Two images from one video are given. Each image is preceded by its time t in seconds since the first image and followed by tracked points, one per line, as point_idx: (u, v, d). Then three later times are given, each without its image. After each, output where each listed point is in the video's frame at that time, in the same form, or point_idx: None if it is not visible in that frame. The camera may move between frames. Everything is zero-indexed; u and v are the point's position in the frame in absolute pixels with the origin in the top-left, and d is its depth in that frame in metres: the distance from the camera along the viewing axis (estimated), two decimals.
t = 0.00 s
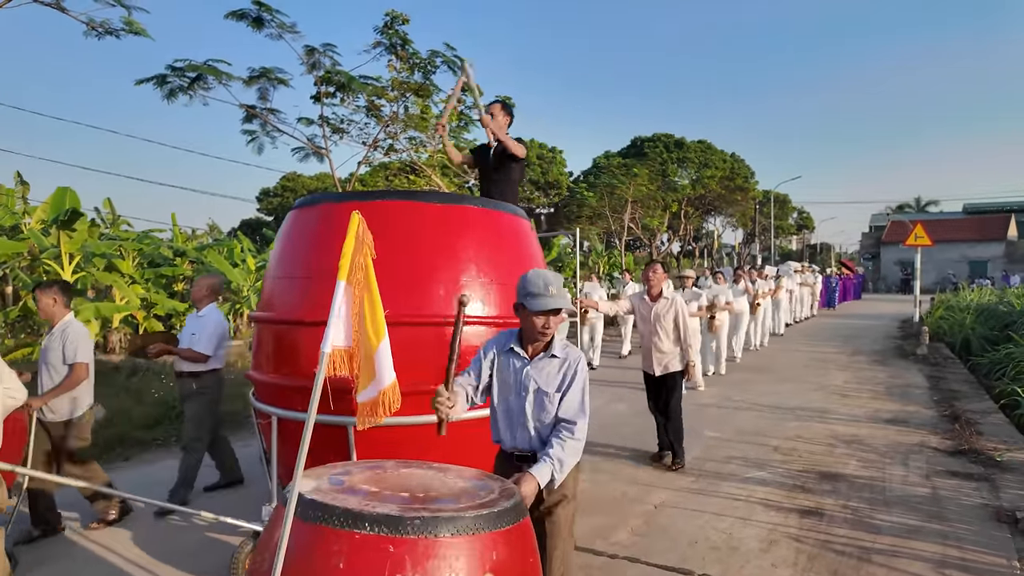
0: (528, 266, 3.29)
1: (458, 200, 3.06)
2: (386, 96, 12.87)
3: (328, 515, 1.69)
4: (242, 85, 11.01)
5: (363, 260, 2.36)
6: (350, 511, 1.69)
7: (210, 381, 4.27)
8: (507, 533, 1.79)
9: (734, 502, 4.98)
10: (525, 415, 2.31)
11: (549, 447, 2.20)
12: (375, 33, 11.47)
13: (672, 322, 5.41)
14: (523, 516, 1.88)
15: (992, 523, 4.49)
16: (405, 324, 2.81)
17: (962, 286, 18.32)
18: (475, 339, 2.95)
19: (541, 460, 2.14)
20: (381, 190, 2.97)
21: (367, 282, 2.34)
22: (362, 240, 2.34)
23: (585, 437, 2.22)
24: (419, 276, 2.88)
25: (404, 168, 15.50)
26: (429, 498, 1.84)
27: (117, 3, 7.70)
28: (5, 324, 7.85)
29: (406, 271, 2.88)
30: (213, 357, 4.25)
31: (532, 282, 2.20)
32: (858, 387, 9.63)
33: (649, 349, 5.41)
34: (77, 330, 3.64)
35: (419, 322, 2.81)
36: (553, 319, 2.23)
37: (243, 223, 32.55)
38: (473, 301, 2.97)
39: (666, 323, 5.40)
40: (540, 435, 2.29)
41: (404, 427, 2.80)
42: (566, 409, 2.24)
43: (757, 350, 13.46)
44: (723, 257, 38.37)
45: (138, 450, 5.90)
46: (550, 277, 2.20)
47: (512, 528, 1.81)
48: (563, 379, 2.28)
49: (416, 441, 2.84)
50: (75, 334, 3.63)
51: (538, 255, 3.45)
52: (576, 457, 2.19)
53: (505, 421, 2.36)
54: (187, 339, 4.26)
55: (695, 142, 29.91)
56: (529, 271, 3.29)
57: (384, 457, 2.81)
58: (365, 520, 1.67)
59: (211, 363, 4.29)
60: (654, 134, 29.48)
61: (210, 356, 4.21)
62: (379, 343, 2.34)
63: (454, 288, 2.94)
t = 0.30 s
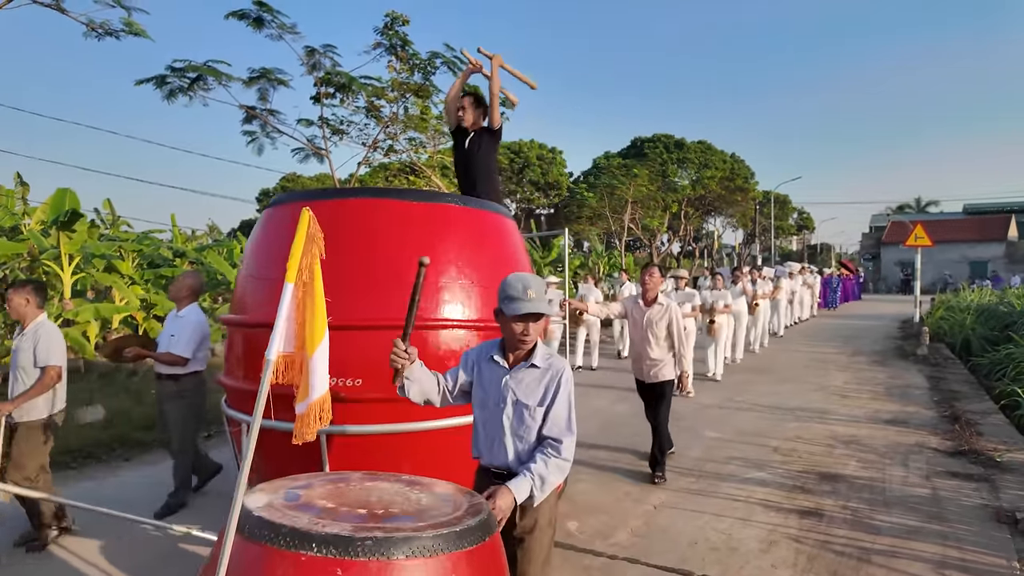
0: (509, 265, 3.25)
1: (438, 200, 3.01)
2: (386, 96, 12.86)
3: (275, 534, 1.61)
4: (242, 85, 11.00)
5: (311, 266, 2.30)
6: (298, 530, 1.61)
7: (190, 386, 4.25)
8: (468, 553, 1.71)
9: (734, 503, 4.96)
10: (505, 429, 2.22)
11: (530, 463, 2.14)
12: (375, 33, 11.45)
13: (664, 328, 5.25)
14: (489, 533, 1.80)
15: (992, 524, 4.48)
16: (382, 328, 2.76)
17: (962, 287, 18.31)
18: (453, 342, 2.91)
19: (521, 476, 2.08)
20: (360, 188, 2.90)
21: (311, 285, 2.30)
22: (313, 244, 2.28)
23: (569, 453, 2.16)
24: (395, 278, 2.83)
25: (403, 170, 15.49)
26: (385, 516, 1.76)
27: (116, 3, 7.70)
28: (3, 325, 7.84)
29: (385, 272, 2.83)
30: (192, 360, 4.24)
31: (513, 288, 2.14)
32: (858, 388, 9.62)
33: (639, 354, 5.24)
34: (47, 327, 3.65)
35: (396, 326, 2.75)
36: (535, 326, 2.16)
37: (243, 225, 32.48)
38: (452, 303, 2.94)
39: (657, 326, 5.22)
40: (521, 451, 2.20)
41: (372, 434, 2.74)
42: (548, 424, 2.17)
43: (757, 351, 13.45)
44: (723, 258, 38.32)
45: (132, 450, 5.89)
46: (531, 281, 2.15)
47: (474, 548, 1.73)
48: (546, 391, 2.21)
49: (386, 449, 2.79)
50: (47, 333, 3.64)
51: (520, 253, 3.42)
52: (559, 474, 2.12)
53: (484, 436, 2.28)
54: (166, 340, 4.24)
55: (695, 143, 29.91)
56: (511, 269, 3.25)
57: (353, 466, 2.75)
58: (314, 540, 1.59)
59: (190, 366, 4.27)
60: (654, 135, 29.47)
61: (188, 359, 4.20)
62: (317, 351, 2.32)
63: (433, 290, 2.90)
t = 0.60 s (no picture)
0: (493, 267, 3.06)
1: (417, 198, 2.82)
2: (386, 98, 12.95)
3: (217, 554, 1.48)
4: (242, 86, 11.08)
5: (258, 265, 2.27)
6: (241, 549, 1.48)
7: (177, 388, 4.27)
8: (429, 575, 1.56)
9: (733, 503, 5.05)
10: (483, 437, 2.10)
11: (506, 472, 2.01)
12: (376, 35, 11.54)
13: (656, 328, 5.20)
14: (453, 552, 1.65)
15: (990, 524, 4.57)
16: (354, 332, 2.58)
17: (960, 287, 18.41)
18: (431, 347, 2.72)
19: (494, 486, 1.95)
20: (334, 184, 2.71)
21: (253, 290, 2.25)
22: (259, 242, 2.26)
23: (548, 463, 2.01)
24: (370, 280, 2.64)
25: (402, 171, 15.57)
26: (340, 534, 1.61)
27: (118, 6, 7.77)
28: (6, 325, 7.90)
29: (357, 274, 2.64)
30: (179, 363, 4.24)
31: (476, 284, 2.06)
32: (857, 388, 9.73)
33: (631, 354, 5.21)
34: (18, 332, 3.54)
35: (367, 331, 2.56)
36: (496, 324, 2.04)
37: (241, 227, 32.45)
38: (430, 306, 2.74)
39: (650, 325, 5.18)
40: (499, 460, 2.08)
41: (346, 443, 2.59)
42: (526, 431, 2.04)
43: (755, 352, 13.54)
44: (723, 258, 38.41)
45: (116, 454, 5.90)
46: (497, 277, 2.07)
47: (435, 568, 1.58)
48: (525, 396, 2.07)
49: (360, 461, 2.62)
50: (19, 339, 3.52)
51: (506, 256, 3.23)
52: (536, 484, 1.99)
53: (463, 444, 2.16)
54: (152, 344, 4.22)
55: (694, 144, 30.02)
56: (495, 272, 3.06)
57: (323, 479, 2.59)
58: (258, 560, 1.46)
59: (177, 369, 4.25)
60: (653, 136, 29.57)
61: (173, 364, 4.20)
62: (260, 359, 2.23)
63: (410, 291, 2.70)
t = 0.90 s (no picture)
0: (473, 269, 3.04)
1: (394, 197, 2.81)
2: (386, 99, 13.00)
3: None
4: (242, 88, 11.12)
5: (194, 270, 2.27)
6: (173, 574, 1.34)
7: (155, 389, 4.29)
8: None
9: (732, 504, 5.10)
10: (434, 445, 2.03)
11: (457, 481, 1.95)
12: (376, 36, 11.58)
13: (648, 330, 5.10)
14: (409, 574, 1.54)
15: (989, 525, 4.61)
16: (327, 334, 2.56)
17: (959, 288, 18.49)
18: (405, 351, 2.70)
19: (445, 495, 1.90)
20: (308, 184, 2.69)
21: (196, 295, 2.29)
22: (190, 249, 2.25)
23: (501, 468, 1.94)
24: (346, 282, 2.63)
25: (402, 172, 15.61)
26: (284, 556, 1.48)
27: (117, 7, 7.80)
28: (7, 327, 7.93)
29: (329, 275, 2.62)
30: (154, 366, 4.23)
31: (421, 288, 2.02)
32: (855, 389, 9.78)
33: (623, 355, 5.12)
34: None
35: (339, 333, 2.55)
36: (438, 325, 1.99)
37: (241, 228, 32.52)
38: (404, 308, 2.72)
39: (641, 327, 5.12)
40: (452, 469, 2.01)
41: (321, 451, 2.58)
42: (476, 438, 1.97)
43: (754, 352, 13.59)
44: (722, 259, 38.47)
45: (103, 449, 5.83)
46: (444, 279, 2.02)
47: None
48: (476, 402, 2.00)
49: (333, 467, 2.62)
50: None
51: (488, 258, 3.21)
52: (488, 492, 1.93)
53: (416, 455, 2.10)
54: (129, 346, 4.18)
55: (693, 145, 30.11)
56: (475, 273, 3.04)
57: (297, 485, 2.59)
58: None
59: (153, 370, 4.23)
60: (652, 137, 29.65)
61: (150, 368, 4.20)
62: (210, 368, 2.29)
63: (384, 292, 2.68)
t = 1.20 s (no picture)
0: (453, 270, 2.95)
1: (372, 195, 2.70)
2: (383, 99, 12.93)
3: None
4: (239, 88, 11.05)
5: (109, 269, 2.10)
6: None
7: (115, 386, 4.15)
8: None
9: (731, 505, 5.01)
10: (392, 448, 1.95)
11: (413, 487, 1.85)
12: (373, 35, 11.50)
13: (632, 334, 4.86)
14: None
15: (989, 526, 4.52)
16: (304, 339, 2.46)
17: (959, 289, 18.38)
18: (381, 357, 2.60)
19: (398, 502, 1.79)
20: (284, 183, 2.57)
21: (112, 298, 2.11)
22: (106, 245, 2.09)
23: (457, 472, 1.84)
24: (323, 285, 2.52)
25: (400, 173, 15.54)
26: None
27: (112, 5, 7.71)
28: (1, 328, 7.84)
29: (303, 277, 2.50)
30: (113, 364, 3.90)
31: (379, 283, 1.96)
32: (855, 390, 9.68)
33: (605, 361, 4.89)
34: None
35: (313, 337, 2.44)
36: (392, 320, 1.92)
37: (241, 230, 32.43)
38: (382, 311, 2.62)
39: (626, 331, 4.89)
40: (408, 472, 1.93)
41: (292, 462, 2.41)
42: (433, 441, 1.87)
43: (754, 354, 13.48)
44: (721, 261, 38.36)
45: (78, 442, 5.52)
46: (401, 274, 1.95)
47: None
48: (433, 402, 1.91)
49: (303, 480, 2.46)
50: None
51: (469, 259, 3.12)
52: (444, 499, 1.82)
53: (374, 458, 2.02)
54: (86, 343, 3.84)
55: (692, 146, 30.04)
56: (455, 275, 2.95)
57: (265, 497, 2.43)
58: None
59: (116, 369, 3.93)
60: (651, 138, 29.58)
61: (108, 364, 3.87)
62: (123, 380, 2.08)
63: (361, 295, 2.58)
